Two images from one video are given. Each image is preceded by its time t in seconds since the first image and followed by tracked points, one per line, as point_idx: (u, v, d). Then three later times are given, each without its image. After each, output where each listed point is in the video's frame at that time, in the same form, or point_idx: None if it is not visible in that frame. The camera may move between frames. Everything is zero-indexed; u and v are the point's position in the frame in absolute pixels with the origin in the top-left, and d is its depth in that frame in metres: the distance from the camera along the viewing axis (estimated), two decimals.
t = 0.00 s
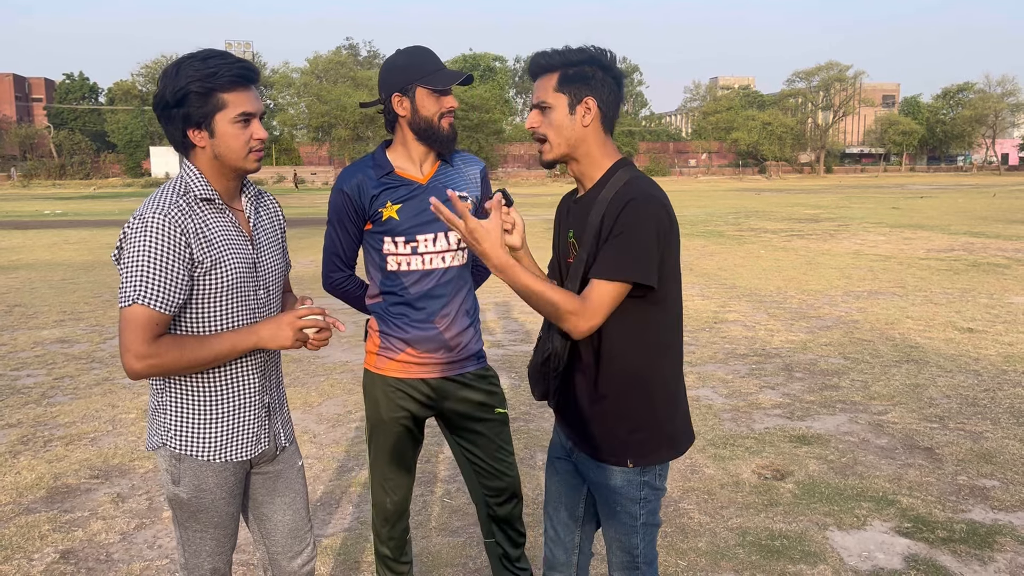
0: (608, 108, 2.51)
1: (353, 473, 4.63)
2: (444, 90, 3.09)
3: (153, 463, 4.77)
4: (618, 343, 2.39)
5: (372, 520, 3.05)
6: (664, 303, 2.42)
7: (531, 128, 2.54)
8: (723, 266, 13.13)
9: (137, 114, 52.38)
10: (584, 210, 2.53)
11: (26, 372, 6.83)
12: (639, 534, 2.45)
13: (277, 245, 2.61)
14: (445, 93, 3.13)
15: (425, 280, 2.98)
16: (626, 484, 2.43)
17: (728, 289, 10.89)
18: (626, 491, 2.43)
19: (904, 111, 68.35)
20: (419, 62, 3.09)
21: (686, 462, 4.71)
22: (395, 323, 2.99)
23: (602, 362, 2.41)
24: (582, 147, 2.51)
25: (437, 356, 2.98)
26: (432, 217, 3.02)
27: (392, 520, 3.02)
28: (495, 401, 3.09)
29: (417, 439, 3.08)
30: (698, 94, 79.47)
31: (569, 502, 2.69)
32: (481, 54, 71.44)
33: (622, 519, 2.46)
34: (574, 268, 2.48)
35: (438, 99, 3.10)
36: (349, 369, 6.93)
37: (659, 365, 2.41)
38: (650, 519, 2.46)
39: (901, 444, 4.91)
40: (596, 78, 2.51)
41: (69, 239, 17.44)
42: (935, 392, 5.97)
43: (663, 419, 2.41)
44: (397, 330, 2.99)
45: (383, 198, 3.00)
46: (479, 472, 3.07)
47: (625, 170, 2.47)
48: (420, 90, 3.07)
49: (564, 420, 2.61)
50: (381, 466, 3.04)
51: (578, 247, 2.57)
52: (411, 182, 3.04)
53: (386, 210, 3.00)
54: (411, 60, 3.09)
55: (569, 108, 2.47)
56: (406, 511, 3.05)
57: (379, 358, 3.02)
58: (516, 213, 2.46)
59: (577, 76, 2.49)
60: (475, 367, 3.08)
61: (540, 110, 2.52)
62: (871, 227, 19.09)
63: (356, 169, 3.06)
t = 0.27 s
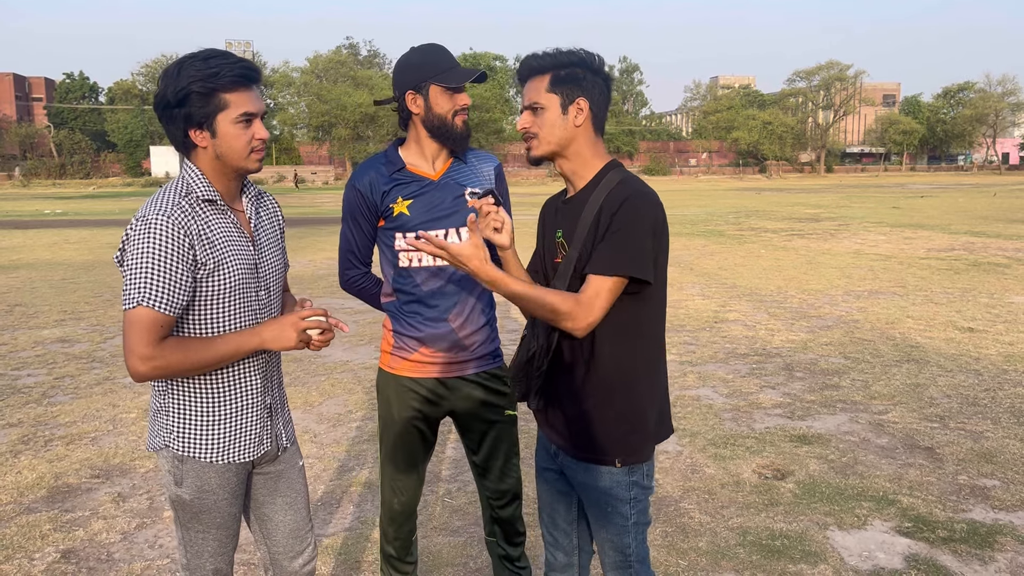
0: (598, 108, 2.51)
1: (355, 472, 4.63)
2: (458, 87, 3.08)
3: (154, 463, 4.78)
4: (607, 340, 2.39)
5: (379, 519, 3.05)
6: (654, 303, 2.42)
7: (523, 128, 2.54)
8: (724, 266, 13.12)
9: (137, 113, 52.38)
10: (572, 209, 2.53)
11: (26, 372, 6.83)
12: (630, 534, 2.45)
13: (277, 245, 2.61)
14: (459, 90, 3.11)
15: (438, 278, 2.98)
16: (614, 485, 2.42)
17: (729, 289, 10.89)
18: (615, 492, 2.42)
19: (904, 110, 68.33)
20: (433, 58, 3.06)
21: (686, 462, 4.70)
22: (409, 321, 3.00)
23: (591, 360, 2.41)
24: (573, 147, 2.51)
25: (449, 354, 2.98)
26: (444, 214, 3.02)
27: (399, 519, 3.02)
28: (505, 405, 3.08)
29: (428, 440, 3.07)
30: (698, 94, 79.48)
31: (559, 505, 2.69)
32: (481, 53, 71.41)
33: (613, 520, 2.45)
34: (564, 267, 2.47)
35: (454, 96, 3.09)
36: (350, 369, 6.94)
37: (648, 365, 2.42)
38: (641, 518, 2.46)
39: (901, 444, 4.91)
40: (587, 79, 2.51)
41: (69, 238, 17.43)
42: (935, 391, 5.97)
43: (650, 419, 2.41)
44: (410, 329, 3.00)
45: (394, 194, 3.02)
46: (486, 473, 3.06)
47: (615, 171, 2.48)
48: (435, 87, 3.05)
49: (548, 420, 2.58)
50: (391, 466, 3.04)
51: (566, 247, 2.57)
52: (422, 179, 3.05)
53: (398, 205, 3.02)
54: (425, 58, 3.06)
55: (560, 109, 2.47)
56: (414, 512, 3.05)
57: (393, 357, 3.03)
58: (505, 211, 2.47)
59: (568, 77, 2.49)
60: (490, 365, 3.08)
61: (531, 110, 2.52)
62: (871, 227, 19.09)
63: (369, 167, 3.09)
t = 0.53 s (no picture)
0: (589, 109, 2.52)
1: (356, 471, 4.63)
2: (447, 85, 3.03)
3: (155, 462, 4.78)
4: (601, 340, 2.40)
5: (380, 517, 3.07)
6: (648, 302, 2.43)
7: (517, 131, 2.54)
8: (724, 265, 13.13)
9: (138, 112, 52.38)
10: (567, 211, 2.53)
11: (28, 371, 6.84)
12: (627, 533, 2.46)
13: (279, 245, 2.61)
14: (452, 87, 3.06)
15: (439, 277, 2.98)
16: (610, 484, 2.42)
17: (730, 288, 10.90)
18: (612, 491, 2.42)
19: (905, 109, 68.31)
20: (428, 58, 3.05)
21: (688, 461, 4.71)
22: (409, 320, 3.01)
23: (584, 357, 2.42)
24: (568, 150, 2.51)
25: (449, 353, 2.99)
26: (442, 213, 3.00)
27: (399, 518, 3.04)
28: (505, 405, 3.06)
29: (428, 439, 3.07)
30: (699, 93, 79.50)
31: (556, 505, 2.69)
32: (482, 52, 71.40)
33: (611, 519, 2.45)
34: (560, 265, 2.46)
35: (445, 95, 3.05)
36: (351, 368, 6.94)
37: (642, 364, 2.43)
38: (637, 516, 2.47)
39: (902, 443, 4.91)
40: (579, 82, 2.51)
41: (70, 238, 17.43)
42: (937, 391, 5.97)
43: (643, 418, 2.41)
44: (410, 328, 3.00)
45: (395, 192, 3.03)
46: (488, 473, 3.06)
47: (608, 173, 2.49)
48: (426, 86, 3.03)
49: (543, 421, 2.58)
50: (391, 464, 3.04)
51: (561, 248, 2.56)
52: (423, 178, 3.05)
53: (398, 204, 3.02)
54: (426, 57, 3.04)
55: (554, 111, 2.47)
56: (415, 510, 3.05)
57: (393, 355, 3.04)
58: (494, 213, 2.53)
59: (560, 79, 2.50)
60: (491, 366, 3.09)
61: (524, 113, 2.52)
62: (872, 226, 19.09)
63: (371, 165, 3.11)
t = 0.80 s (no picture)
0: (582, 109, 2.52)
1: (357, 470, 4.64)
2: (420, 88, 3.05)
3: (157, 461, 4.78)
4: (600, 339, 2.39)
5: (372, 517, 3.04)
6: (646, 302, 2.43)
7: (511, 136, 2.52)
8: (725, 264, 13.13)
9: (138, 111, 52.37)
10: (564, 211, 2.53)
11: (29, 370, 6.84)
12: (627, 531, 2.45)
13: (280, 246, 2.61)
14: (433, 92, 3.08)
15: (422, 279, 2.97)
16: (609, 482, 2.42)
17: (731, 287, 10.90)
18: (611, 490, 2.42)
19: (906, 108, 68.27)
20: (410, 61, 3.07)
21: (689, 460, 4.71)
22: (392, 321, 3.00)
23: (582, 357, 2.41)
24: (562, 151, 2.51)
25: (431, 356, 2.97)
26: (429, 216, 3.00)
27: (391, 516, 3.01)
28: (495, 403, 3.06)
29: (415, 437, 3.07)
30: (700, 92, 79.49)
31: (557, 504, 2.69)
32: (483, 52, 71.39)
33: (610, 518, 2.45)
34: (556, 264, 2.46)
35: (423, 98, 3.07)
36: (352, 367, 6.94)
37: (640, 363, 2.43)
38: (637, 514, 2.46)
39: (904, 443, 4.91)
40: (571, 82, 2.51)
41: (71, 237, 17.44)
42: (938, 390, 5.97)
43: (642, 416, 2.42)
44: (394, 329, 3.00)
45: (381, 194, 3.03)
46: (485, 475, 3.05)
47: (605, 173, 2.50)
48: (405, 92, 3.08)
49: (542, 420, 2.58)
50: (380, 463, 3.03)
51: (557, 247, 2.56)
52: (409, 180, 3.05)
53: (384, 205, 3.02)
54: (411, 61, 3.06)
55: (547, 113, 2.47)
56: (405, 509, 3.03)
57: (376, 355, 3.04)
58: (486, 215, 2.58)
59: (552, 80, 2.49)
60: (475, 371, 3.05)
61: (518, 116, 2.51)
62: (873, 225, 19.07)
63: (360, 166, 3.11)
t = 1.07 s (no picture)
0: (569, 109, 2.53)
1: (357, 469, 4.64)
2: (402, 88, 3.03)
3: (157, 460, 4.78)
4: (597, 336, 2.40)
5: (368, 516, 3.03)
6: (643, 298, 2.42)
7: (501, 143, 2.52)
8: (726, 264, 13.12)
9: (139, 110, 52.38)
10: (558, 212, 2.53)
11: (30, 369, 6.85)
12: (627, 529, 2.45)
13: (280, 244, 2.61)
14: (417, 90, 3.06)
15: (410, 279, 2.96)
16: (610, 479, 2.42)
17: (732, 286, 10.90)
18: (611, 487, 2.42)
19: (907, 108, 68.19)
20: (395, 60, 3.05)
21: (689, 459, 4.71)
22: (381, 321, 3.00)
23: (581, 355, 2.41)
24: (554, 153, 2.51)
25: (419, 356, 2.96)
26: (417, 215, 2.99)
27: (387, 515, 2.99)
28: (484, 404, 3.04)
29: (409, 436, 3.06)
30: (700, 91, 79.47)
31: (557, 502, 2.70)
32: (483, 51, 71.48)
33: (611, 515, 2.45)
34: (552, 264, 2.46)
35: (407, 97, 3.04)
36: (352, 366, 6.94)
37: (638, 360, 2.43)
38: (637, 512, 2.46)
39: (904, 442, 4.91)
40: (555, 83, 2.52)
41: (72, 236, 17.45)
42: (939, 389, 5.97)
43: (641, 413, 2.42)
44: (383, 329, 3.00)
45: (370, 192, 3.03)
46: (479, 475, 3.04)
47: (598, 168, 2.50)
48: (389, 94, 3.07)
49: (543, 419, 2.58)
50: (375, 463, 3.02)
51: (554, 247, 2.55)
52: (398, 179, 3.05)
53: (372, 203, 3.02)
54: (392, 61, 3.05)
55: (535, 116, 2.47)
56: (402, 506, 3.02)
57: (366, 354, 3.04)
58: (486, 215, 2.58)
59: (535, 85, 2.50)
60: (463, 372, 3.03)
61: (506, 123, 2.51)
62: (874, 225, 19.04)
63: (351, 164, 3.12)
